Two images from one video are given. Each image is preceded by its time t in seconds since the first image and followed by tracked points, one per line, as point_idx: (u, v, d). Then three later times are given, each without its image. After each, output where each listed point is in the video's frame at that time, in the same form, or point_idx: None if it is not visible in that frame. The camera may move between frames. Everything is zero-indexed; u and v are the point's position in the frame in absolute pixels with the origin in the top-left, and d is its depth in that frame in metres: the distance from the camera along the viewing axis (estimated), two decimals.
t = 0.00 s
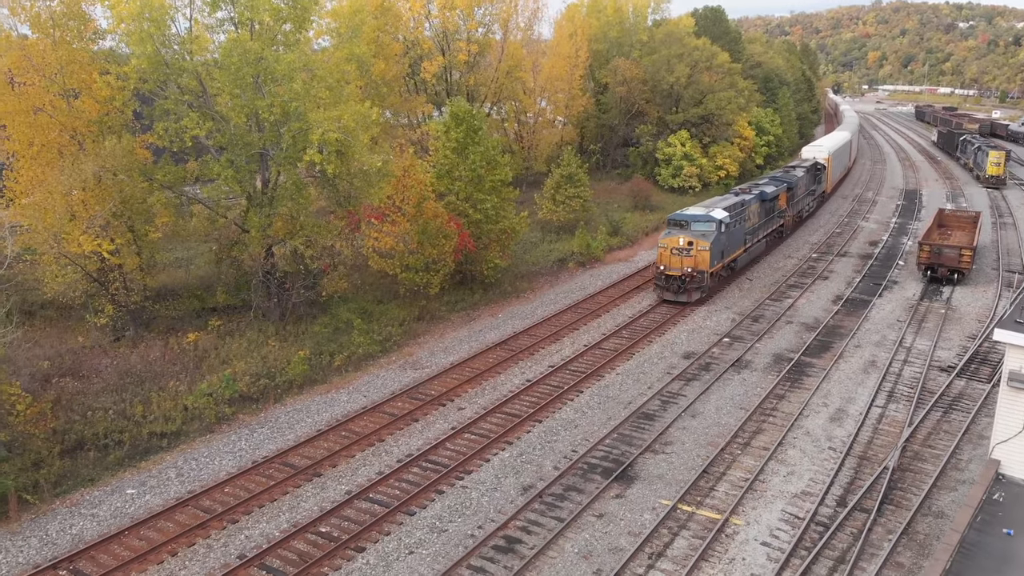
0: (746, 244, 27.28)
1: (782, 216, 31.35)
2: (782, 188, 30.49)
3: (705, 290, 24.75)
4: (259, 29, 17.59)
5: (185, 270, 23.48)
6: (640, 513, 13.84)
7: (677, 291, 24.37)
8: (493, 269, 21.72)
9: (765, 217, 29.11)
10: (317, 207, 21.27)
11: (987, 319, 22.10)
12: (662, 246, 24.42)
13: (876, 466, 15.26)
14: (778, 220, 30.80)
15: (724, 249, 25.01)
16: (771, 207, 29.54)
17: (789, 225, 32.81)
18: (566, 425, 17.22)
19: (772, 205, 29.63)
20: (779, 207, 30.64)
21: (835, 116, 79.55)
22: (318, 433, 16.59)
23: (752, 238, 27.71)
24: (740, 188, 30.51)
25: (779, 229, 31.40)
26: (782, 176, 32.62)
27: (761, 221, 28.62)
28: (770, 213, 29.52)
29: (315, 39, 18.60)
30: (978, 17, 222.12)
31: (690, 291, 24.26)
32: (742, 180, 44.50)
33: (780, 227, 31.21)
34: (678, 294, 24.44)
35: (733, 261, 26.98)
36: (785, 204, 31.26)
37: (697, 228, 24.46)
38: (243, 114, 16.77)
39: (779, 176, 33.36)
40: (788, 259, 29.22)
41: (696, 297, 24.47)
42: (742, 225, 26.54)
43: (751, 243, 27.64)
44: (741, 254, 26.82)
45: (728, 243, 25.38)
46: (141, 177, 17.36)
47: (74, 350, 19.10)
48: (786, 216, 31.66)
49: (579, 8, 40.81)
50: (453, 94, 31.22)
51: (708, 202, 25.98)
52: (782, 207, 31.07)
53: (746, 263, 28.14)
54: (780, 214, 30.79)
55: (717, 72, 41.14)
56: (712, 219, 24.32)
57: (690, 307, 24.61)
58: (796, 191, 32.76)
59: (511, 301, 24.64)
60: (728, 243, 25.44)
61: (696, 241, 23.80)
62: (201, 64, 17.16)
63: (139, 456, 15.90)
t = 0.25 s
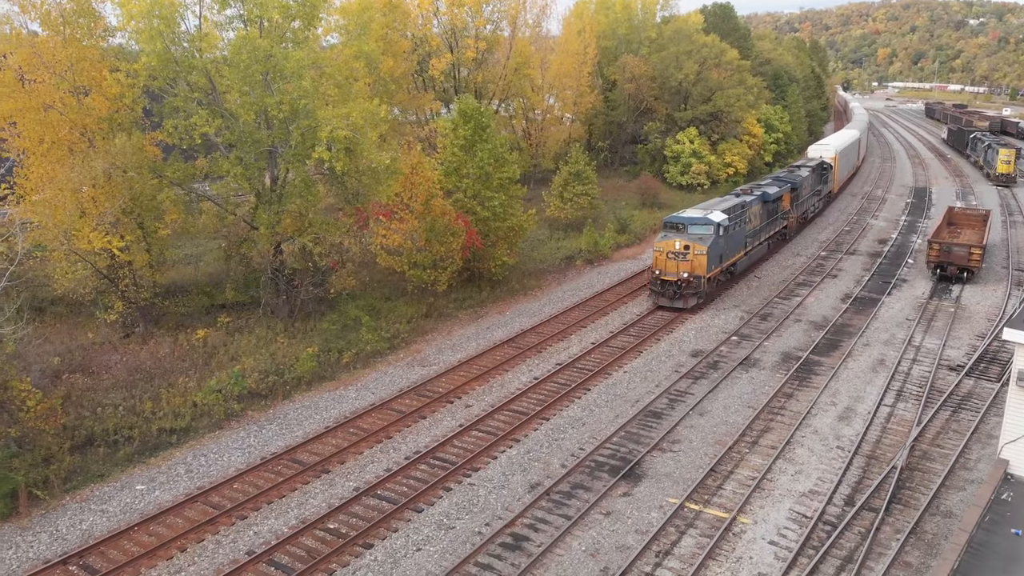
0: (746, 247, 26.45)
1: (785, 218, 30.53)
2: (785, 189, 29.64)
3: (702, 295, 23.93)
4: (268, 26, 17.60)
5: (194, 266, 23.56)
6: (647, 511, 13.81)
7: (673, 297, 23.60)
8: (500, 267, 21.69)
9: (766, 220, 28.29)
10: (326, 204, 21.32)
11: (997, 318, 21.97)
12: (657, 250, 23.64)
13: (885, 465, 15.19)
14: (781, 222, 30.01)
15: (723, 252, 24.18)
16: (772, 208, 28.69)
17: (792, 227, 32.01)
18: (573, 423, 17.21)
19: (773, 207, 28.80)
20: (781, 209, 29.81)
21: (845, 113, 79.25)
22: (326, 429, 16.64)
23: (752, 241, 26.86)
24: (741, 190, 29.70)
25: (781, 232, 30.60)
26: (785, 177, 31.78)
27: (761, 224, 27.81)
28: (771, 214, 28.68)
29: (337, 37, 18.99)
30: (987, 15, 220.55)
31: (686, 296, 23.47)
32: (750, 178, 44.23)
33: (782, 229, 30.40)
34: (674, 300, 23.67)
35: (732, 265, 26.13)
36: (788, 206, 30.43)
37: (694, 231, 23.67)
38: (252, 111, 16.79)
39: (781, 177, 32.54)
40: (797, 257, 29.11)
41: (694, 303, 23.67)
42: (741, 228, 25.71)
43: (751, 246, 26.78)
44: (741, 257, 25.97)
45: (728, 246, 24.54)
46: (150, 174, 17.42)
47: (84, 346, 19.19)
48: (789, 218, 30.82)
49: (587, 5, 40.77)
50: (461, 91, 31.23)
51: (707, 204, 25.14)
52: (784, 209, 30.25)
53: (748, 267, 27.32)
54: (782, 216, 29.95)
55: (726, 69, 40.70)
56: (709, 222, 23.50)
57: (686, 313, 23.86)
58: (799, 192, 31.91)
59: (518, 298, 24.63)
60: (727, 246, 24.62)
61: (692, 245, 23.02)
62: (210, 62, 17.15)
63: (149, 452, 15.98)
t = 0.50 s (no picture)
0: (748, 254, 25.70)
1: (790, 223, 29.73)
2: (790, 193, 28.84)
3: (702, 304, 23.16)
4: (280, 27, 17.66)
5: (207, 266, 23.67)
6: (657, 513, 13.76)
7: (671, 306, 22.82)
8: (511, 267, 21.66)
9: (769, 226, 27.52)
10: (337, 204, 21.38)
11: (1010, 320, 21.77)
12: (654, 258, 22.94)
13: (896, 468, 15.08)
14: (786, 227, 29.20)
15: (722, 260, 23.45)
16: (776, 214, 27.88)
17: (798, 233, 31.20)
18: (584, 424, 17.16)
19: (777, 212, 27.99)
20: (786, 214, 28.99)
21: (857, 114, 78.85)
22: (338, 429, 16.69)
23: (754, 248, 26.10)
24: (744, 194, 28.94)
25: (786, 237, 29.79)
26: (791, 180, 30.94)
27: (764, 230, 27.05)
28: (775, 220, 27.89)
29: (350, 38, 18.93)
30: (1001, 14, 219.08)
31: (684, 306, 22.70)
32: (762, 179, 44.30)
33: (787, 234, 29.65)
34: (671, 310, 22.89)
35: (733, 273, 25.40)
36: (794, 211, 29.63)
37: (692, 238, 22.95)
38: (265, 111, 16.86)
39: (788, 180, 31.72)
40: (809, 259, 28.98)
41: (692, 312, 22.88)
42: (743, 234, 24.95)
43: (753, 252, 26.04)
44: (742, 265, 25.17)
45: (728, 254, 23.80)
46: (164, 174, 17.51)
47: (98, 345, 19.32)
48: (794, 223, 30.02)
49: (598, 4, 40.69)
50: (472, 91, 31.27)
51: (707, 210, 24.34)
52: (790, 213, 29.45)
53: (750, 274, 26.50)
54: (787, 222, 29.14)
55: (737, 69, 41.08)
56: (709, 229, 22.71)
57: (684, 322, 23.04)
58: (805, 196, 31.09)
59: (528, 299, 24.60)
60: (727, 254, 23.84)
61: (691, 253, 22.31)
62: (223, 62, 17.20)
63: (161, 450, 16.06)
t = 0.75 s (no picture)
0: (756, 262, 24.85)
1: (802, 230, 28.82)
2: (802, 198, 27.96)
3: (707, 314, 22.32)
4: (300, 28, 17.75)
5: (226, 265, 23.84)
6: (674, 516, 13.66)
7: (673, 317, 22.06)
8: (528, 267, 21.67)
9: (778, 232, 26.64)
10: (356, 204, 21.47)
11: None
12: (657, 266, 22.24)
13: (916, 472, 14.89)
14: (797, 234, 28.26)
15: (729, 268, 22.63)
16: (785, 220, 27.03)
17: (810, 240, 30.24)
18: (600, 426, 17.10)
19: (787, 219, 27.12)
20: (797, 220, 28.10)
21: (878, 115, 78.07)
22: (355, 428, 16.75)
23: (763, 255, 25.25)
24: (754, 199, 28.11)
25: (797, 244, 28.84)
26: (803, 185, 30.03)
27: (773, 237, 26.20)
28: (784, 226, 27.01)
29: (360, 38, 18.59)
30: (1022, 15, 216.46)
31: (687, 317, 21.89)
32: (781, 180, 44.21)
33: (799, 240, 28.57)
34: (674, 320, 22.11)
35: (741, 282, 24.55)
36: (805, 217, 28.72)
37: (697, 246, 22.20)
38: (284, 112, 16.96)
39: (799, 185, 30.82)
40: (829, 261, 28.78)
41: (696, 324, 22.05)
42: (750, 242, 24.11)
43: (763, 260, 25.18)
44: (750, 273, 24.35)
45: (734, 262, 22.98)
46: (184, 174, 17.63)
47: (119, 343, 19.50)
48: (806, 229, 29.11)
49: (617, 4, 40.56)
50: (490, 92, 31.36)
51: (714, 216, 23.58)
52: (801, 220, 28.55)
53: (759, 282, 25.61)
54: (798, 228, 28.26)
55: (757, 69, 40.45)
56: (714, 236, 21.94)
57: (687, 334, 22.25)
58: (818, 202, 30.18)
59: (545, 299, 24.56)
60: (735, 262, 23.04)
61: (695, 261, 21.56)
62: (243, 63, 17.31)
63: (180, 447, 16.19)
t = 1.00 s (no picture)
0: (775, 271, 23.81)
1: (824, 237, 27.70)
2: (824, 204, 26.83)
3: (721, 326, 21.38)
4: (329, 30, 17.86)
5: (256, 264, 24.10)
6: (700, 520, 13.52)
7: (684, 329, 21.13)
8: (554, 268, 21.61)
9: (798, 241, 25.55)
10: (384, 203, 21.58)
11: None
12: (668, 275, 21.37)
13: (946, 480, 14.61)
14: (818, 242, 27.15)
15: (745, 278, 21.64)
16: (805, 227, 25.94)
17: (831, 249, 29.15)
18: (626, 428, 17.00)
19: (807, 226, 26.02)
20: (818, 228, 26.96)
21: (909, 117, 76.86)
22: (381, 427, 16.82)
23: (782, 264, 24.19)
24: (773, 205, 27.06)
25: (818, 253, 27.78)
26: (825, 191, 28.88)
27: (793, 245, 25.12)
28: (804, 233, 25.91)
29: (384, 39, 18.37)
30: None
31: (699, 329, 20.95)
32: (812, 181, 43.72)
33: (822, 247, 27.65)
34: (685, 333, 21.16)
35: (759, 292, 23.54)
36: (828, 222, 27.68)
37: (710, 254, 21.28)
38: (313, 112, 17.12)
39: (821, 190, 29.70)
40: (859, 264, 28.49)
41: (709, 336, 21.09)
42: (768, 250, 23.08)
43: (781, 269, 24.12)
44: (767, 283, 23.32)
45: (751, 272, 21.97)
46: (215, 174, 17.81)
47: (150, 340, 19.77)
48: (827, 237, 27.96)
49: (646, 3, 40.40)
50: (517, 92, 31.46)
51: (729, 224, 22.60)
52: (822, 227, 27.41)
53: (776, 293, 24.58)
54: (820, 236, 27.14)
55: (787, 69, 40.04)
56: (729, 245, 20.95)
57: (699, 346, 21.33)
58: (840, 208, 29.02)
59: (571, 301, 24.51)
60: (751, 271, 22.01)
61: (708, 270, 20.64)
62: (274, 64, 17.45)
63: (209, 444, 16.37)
